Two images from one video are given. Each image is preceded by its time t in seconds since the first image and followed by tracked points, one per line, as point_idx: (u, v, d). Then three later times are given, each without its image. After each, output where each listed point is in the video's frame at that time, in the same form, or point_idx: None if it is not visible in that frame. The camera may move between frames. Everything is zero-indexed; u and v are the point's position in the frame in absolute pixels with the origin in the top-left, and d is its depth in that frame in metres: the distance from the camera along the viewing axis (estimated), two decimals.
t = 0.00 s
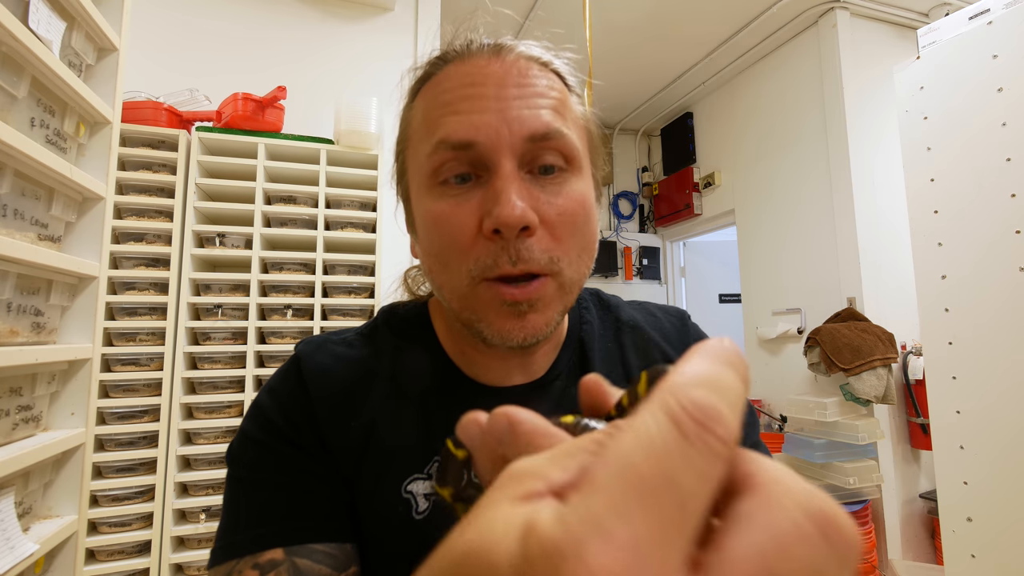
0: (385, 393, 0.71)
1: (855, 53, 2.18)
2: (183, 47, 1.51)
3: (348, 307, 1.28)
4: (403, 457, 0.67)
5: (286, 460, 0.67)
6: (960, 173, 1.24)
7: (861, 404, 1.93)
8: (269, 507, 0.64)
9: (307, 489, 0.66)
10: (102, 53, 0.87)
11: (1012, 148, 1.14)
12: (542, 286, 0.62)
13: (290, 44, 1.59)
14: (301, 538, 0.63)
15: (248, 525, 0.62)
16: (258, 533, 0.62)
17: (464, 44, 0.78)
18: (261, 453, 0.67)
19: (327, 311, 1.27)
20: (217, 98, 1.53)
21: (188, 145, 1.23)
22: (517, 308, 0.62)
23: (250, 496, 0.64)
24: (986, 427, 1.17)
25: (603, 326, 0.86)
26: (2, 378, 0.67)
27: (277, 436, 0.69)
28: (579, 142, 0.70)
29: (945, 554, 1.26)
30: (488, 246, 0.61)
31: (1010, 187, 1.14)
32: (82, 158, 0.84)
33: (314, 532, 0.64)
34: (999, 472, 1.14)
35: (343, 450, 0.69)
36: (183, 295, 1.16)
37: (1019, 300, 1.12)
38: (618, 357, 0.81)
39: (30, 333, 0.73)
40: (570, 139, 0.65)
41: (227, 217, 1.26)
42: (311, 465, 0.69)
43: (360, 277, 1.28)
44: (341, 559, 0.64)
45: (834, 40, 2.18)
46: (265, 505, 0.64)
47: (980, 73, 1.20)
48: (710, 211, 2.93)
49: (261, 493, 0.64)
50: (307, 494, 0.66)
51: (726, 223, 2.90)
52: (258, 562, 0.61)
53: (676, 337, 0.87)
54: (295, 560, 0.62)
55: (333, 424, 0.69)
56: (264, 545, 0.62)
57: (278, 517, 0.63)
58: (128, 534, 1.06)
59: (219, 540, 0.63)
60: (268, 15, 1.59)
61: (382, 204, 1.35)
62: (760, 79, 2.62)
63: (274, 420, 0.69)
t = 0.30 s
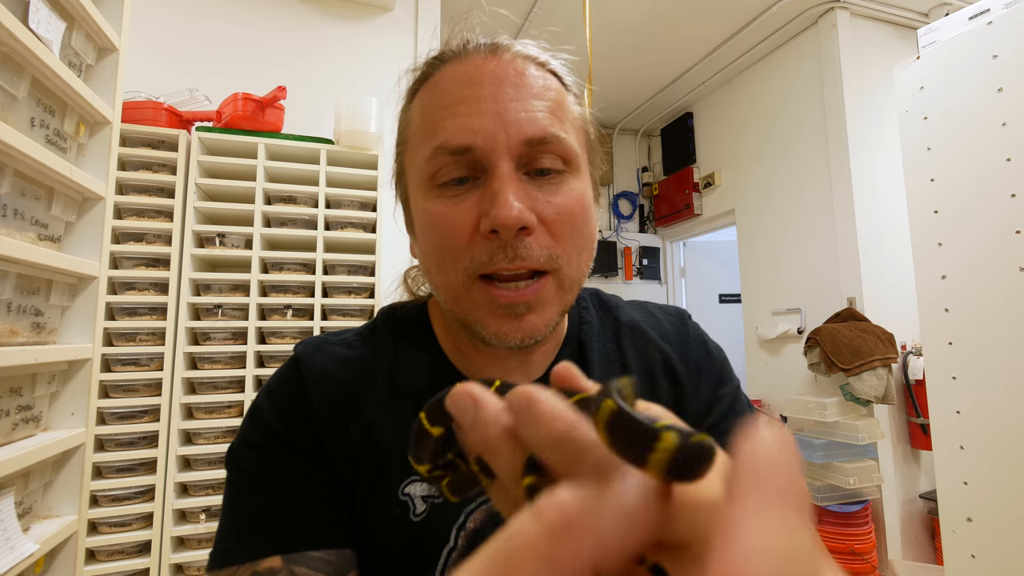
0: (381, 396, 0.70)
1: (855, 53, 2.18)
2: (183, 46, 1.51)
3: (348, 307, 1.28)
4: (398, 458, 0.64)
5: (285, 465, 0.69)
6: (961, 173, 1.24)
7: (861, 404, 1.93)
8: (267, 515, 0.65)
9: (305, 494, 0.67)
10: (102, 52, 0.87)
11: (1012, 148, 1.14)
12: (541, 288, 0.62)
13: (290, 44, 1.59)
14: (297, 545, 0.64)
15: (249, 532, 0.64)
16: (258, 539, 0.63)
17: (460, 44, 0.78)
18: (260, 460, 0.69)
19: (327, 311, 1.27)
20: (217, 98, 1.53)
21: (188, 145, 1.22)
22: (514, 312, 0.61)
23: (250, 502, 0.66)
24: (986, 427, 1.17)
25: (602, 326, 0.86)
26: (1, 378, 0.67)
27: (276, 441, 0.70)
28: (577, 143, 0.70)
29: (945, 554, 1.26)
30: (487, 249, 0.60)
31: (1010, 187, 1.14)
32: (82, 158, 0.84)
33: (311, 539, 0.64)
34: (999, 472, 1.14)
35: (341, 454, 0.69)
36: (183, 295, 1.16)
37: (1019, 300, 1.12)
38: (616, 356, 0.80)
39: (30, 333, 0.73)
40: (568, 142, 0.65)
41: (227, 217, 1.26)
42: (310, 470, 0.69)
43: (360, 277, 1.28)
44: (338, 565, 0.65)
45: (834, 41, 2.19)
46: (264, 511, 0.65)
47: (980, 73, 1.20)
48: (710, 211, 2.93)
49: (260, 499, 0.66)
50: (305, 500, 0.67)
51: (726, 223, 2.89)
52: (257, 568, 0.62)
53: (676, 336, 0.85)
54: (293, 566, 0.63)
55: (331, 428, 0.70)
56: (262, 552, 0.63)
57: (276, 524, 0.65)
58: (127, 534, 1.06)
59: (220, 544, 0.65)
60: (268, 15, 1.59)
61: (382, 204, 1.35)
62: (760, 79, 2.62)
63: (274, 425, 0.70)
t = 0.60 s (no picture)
0: (378, 402, 0.72)
1: (855, 53, 2.18)
2: (183, 46, 1.51)
3: (348, 307, 1.28)
4: (393, 463, 0.68)
5: (279, 478, 0.69)
6: (961, 173, 1.24)
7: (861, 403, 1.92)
8: (260, 527, 0.67)
9: (299, 509, 0.68)
10: (102, 53, 0.87)
11: (1012, 148, 1.14)
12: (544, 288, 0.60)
13: (290, 44, 1.59)
14: (291, 562, 0.66)
15: (246, 547, 0.66)
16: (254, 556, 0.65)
17: (461, 41, 0.79)
18: (254, 470, 0.69)
19: (327, 311, 1.27)
20: (217, 98, 1.53)
21: (188, 145, 1.22)
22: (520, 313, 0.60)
23: (247, 517, 0.67)
24: (986, 427, 1.17)
25: (605, 326, 0.85)
26: (2, 378, 0.67)
27: (271, 451, 0.70)
28: (580, 138, 0.70)
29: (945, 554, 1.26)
30: (489, 243, 0.61)
31: (1010, 187, 1.14)
32: (82, 158, 0.84)
33: (305, 554, 0.66)
34: (999, 472, 1.14)
35: (336, 464, 0.70)
36: (183, 296, 1.15)
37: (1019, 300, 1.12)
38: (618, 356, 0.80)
39: (30, 333, 0.73)
40: (571, 136, 0.65)
41: (227, 217, 1.25)
42: (304, 482, 0.70)
43: (360, 277, 1.28)
44: None
45: (834, 40, 2.19)
46: (259, 527, 0.67)
47: (981, 73, 1.20)
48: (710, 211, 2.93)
49: (256, 514, 0.67)
50: (300, 514, 0.68)
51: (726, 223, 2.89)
52: None
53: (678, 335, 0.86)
54: None
55: (326, 437, 0.70)
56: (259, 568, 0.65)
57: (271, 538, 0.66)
58: (127, 534, 1.06)
59: (218, 558, 0.66)
60: (269, 15, 1.59)
61: (382, 204, 1.34)
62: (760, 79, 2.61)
63: (267, 434, 0.70)
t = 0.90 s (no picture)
0: (376, 408, 0.72)
1: (855, 53, 2.18)
2: (182, 46, 1.51)
3: (348, 307, 1.28)
4: (391, 464, 0.68)
5: (274, 485, 0.71)
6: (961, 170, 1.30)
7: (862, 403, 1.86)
8: (259, 545, 0.68)
9: (294, 515, 0.71)
10: (102, 52, 0.87)
11: (1012, 148, 1.15)
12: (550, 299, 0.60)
13: (291, 44, 1.59)
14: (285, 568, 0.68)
15: (241, 553, 0.68)
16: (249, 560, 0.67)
17: (465, 40, 0.79)
18: (253, 478, 0.71)
19: (327, 311, 1.27)
20: (217, 98, 1.53)
21: (188, 145, 1.23)
22: (527, 324, 0.61)
23: (242, 524, 0.69)
24: (987, 427, 1.17)
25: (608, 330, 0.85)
26: (2, 378, 0.67)
27: (267, 458, 0.71)
28: (589, 144, 0.69)
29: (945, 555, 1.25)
30: (496, 253, 0.61)
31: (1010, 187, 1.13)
32: (82, 158, 0.84)
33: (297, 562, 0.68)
34: (999, 471, 1.14)
35: (331, 471, 0.70)
36: (183, 296, 1.16)
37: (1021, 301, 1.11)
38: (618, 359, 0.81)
39: (30, 332, 0.73)
40: (580, 141, 0.64)
41: (227, 217, 1.26)
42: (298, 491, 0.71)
43: (359, 277, 1.28)
44: None
45: (834, 40, 2.18)
46: (255, 533, 0.69)
47: (981, 73, 1.20)
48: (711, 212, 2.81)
49: (253, 521, 0.69)
50: (293, 523, 0.70)
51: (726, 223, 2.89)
52: None
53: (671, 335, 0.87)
54: None
55: (322, 443, 0.71)
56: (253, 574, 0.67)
57: (265, 545, 0.68)
58: (127, 534, 1.06)
59: (214, 562, 0.69)
60: (269, 15, 1.59)
61: (382, 204, 1.35)
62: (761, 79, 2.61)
63: (262, 441, 0.72)
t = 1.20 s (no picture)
0: (373, 409, 0.73)
1: (855, 53, 2.18)
2: (182, 46, 1.51)
3: (348, 307, 1.28)
4: (389, 467, 0.68)
5: (270, 490, 0.71)
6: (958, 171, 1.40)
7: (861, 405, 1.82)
8: (255, 554, 0.68)
9: (291, 520, 0.70)
10: (102, 53, 0.87)
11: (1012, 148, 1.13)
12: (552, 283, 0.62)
13: (290, 44, 1.59)
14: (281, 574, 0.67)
15: (237, 559, 0.68)
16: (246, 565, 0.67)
17: (449, 39, 0.79)
18: (248, 484, 0.71)
19: (327, 311, 1.27)
20: (217, 98, 1.53)
21: (188, 145, 1.22)
22: (525, 310, 0.62)
23: (238, 530, 0.69)
24: (987, 427, 1.17)
25: (609, 329, 0.85)
26: (2, 378, 0.67)
27: (264, 463, 0.71)
28: (580, 138, 0.70)
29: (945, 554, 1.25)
30: (489, 249, 0.61)
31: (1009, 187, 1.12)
32: (81, 158, 0.84)
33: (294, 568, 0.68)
34: (999, 471, 1.14)
35: (327, 474, 0.70)
36: (183, 296, 1.16)
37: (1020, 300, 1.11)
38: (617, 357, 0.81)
39: (30, 332, 0.73)
40: (569, 135, 0.65)
41: (227, 217, 1.26)
42: (296, 494, 0.71)
43: (360, 277, 1.28)
44: None
45: (834, 40, 2.18)
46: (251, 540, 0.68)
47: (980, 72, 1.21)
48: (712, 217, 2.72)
49: (248, 528, 0.69)
50: (290, 528, 0.70)
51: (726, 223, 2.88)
52: None
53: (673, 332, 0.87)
54: None
55: (319, 446, 0.71)
56: None
57: (261, 552, 0.68)
58: (128, 534, 1.06)
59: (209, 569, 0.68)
60: (268, 15, 1.59)
61: (382, 204, 1.35)
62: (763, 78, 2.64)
63: (258, 447, 0.72)
